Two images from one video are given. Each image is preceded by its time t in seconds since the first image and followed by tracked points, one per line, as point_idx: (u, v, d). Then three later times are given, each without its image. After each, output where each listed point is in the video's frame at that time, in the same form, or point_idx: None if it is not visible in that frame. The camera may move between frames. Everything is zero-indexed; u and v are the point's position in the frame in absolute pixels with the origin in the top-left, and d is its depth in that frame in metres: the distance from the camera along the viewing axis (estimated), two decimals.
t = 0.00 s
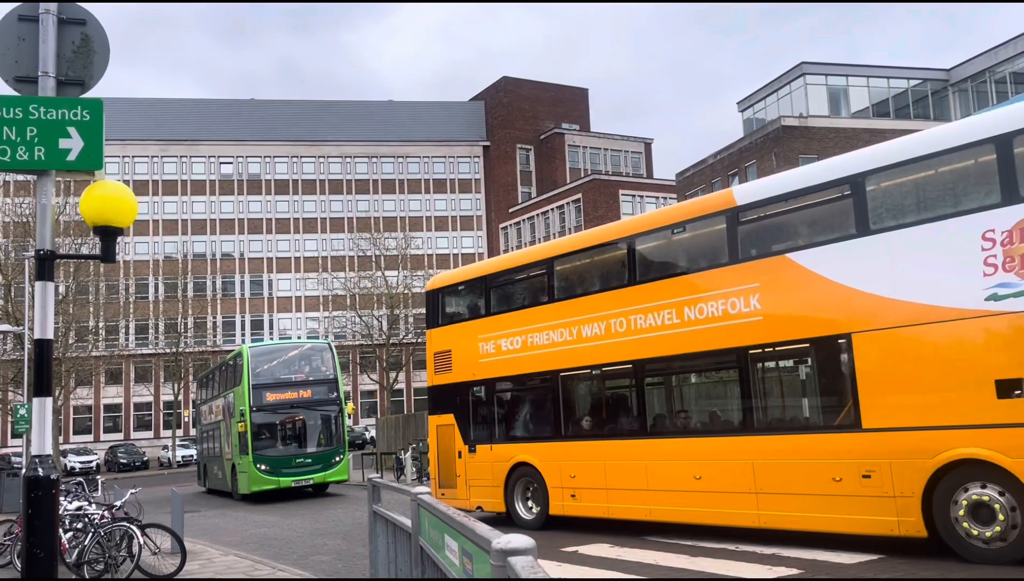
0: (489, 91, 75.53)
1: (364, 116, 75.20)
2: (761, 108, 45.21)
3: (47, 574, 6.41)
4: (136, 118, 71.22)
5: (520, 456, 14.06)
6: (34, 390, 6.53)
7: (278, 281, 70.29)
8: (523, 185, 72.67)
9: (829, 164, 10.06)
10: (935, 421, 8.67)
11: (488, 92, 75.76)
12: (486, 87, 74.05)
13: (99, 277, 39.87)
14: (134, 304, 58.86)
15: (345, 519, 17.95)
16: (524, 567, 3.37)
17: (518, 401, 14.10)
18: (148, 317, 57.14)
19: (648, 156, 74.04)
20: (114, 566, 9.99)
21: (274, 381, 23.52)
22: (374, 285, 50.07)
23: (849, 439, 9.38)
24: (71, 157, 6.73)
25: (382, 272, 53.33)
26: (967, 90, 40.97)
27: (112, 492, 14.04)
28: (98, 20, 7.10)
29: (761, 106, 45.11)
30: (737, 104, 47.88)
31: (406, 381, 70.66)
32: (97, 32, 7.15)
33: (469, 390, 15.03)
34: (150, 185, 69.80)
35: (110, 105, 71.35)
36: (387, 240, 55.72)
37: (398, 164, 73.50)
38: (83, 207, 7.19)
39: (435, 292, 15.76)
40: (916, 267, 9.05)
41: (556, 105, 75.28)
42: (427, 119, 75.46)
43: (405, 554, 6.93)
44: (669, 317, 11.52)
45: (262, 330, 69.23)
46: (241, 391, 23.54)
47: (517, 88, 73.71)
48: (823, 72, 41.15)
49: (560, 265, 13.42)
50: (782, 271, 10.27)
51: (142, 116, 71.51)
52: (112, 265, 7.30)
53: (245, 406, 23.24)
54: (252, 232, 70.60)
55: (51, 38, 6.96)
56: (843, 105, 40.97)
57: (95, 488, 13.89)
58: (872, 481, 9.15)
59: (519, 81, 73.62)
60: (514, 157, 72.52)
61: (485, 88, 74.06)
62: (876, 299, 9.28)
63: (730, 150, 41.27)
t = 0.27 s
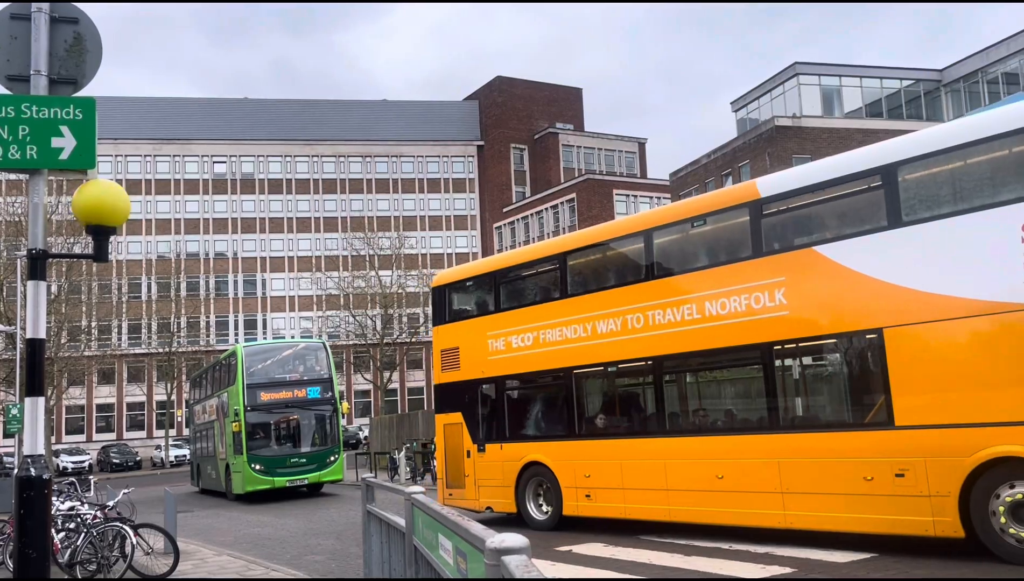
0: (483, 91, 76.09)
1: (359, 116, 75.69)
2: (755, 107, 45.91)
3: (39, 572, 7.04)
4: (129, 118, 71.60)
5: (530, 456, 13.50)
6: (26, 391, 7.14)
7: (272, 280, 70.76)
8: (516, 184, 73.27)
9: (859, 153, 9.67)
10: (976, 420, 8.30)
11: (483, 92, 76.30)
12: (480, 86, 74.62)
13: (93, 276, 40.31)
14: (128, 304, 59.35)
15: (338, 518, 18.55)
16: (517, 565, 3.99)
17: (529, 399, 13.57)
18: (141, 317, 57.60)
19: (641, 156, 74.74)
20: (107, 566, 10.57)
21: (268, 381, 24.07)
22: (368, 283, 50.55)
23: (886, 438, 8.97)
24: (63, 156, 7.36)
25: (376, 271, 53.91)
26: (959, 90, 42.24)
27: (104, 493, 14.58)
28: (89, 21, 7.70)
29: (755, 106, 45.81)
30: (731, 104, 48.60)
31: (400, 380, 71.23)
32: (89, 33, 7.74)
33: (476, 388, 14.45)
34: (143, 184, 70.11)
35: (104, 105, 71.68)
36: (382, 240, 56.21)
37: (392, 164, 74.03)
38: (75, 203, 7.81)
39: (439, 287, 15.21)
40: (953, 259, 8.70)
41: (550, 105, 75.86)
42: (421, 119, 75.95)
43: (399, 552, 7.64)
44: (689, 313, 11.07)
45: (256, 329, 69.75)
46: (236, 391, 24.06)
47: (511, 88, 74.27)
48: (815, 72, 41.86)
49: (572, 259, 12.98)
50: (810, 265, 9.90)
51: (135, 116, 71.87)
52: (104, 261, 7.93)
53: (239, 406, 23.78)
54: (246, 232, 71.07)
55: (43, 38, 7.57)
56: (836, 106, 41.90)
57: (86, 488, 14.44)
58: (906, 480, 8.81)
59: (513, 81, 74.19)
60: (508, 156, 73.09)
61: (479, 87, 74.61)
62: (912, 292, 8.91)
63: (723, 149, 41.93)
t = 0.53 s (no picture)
0: (472, 89, 75.82)
1: (347, 114, 75.28)
2: (742, 108, 45.84)
3: (24, 572, 6.74)
4: (115, 114, 70.89)
5: (538, 454, 13.19)
6: (11, 389, 6.85)
7: (259, 278, 70.28)
8: (505, 183, 73.03)
9: (883, 143, 9.43)
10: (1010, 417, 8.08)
11: (472, 90, 76.01)
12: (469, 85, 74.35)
13: (78, 275, 39.79)
14: (113, 302, 58.76)
15: (326, 518, 18.22)
16: (507, 564, 3.77)
17: (536, 396, 13.30)
18: (128, 316, 57.01)
19: (630, 156, 74.75)
20: (92, 566, 10.23)
21: (257, 379, 23.71)
22: (357, 283, 50.21)
23: (913, 435, 8.73)
24: (49, 153, 7.10)
25: (364, 270, 53.50)
26: (945, 91, 42.17)
27: (90, 492, 14.22)
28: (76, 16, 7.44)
29: (743, 106, 45.73)
30: (719, 104, 48.55)
31: (389, 379, 70.84)
32: (75, 30, 7.48)
33: (481, 384, 14.16)
34: (129, 182, 69.33)
35: (90, 102, 70.93)
36: (370, 239, 55.85)
37: (380, 162, 73.63)
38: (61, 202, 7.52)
39: (442, 283, 14.96)
40: (983, 251, 8.49)
41: (539, 104, 75.62)
42: (410, 117, 75.63)
43: (386, 551, 7.42)
44: (704, 308, 10.83)
45: (243, 328, 69.22)
46: (224, 389, 23.71)
47: (500, 86, 74.01)
48: (803, 72, 41.81)
49: (582, 254, 12.73)
50: (831, 258, 9.67)
51: (121, 113, 71.17)
52: (91, 261, 7.64)
53: (228, 405, 23.42)
54: (233, 230, 70.49)
55: (28, 33, 7.31)
56: (823, 106, 41.91)
57: (72, 487, 14.09)
58: (934, 479, 8.55)
59: (502, 79, 73.93)
60: (497, 155, 72.83)
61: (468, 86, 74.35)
62: (940, 286, 8.68)
63: (712, 149, 41.78)
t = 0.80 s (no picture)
0: (458, 88, 75.45)
1: (331, 112, 74.68)
2: (726, 108, 45.72)
3: None
4: (97, 110, 69.91)
5: (541, 452, 12.85)
6: None
7: (243, 276, 69.57)
8: (491, 182, 72.69)
9: (904, 134, 9.22)
10: None
11: (457, 88, 75.63)
12: (454, 83, 73.96)
13: (58, 272, 39.06)
14: (94, 300, 57.90)
15: (310, 518, 17.81)
16: (492, 564, 3.52)
17: (539, 393, 12.98)
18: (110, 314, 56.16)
19: (615, 155, 74.72)
20: (73, 566, 9.79)
21: (242, 377, 23.22)
22: (342, 281, 49.69)
23: (938, 433, 8.52)
24: (30, 149, 6.92)
25: (349, 269, 52.97)
26: (927, 92, 43.14)
27: (73, 491, 13.72)
28: (56, 9, 7.46)
29: (727, 106, 45.62)
30: (703, 104, 48.49)
31: (374, 378, 70.29)
32: (55, 20, 7.52)
33: (482, 380, 13.82)
34: (111, 179, 68.33)
35: (71, 98, 69.88)
36: (355, 237, 55.33)
37: (365, 160, 73.11)
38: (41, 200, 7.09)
39: (438, 278, 14.62)
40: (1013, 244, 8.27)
41: (525, 103, 75.30)
42: (395, 115, 75.14)
43: (372, 551, 7.13)
44: (715, 302, 10.58)
45: (227, 327, 68.50)
46: (209, 387, 23.22)
47: (486, 85, 73.64)
48: (786, 72, 41.60)
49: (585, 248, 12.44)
50: (852, 251, 9.44)
51: (103, 109, 70.18)
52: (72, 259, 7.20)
53: (213, 403, 22.96)
54: (217, 227, 69.66)
55: (11, 30, 7.38)
56: (807, 106, 41.61)
57: (56, 485, 13.61)
58: (957, 477, 8.37)
59: (488, 77, 73.56)
60: (482, 154, 72.46)
61: (454, 84, 73.96)
62: (966, 280, 8.47)
63: (697, 149, 41.55)
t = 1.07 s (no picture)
0: (436, 85, 75.24)
1: (309, 108, 74.25)
2: (704, 107, 46.02)
3: None
4: (70, 105, 69.01)
5: (536, 450, 12.96)
6: None
7: (218, 273, 68.97)
8: (469, 179, 72.54)
9: (911, 127, 9.43)
10: None
11: (436, 85, 75.41)
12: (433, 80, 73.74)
13: (30, 269, 38.50)
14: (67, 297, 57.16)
15: (286, 517, 17.70)
16: (467, 560, 3.58)
17: (534, 390, 13.14)
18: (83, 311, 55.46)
19: (593, 153, 74.81)
20: (46, 566, 9.66)
21: (219, 375, 23.02)
22: (318, 279, 49.42)
23: (945, 426, 8.73)
24: None
25: (326, 266, 52.72)
26: (901, 93, 43.63)
27: (43, 491, 13.51)
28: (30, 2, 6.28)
29: (704, 105, 45.91)
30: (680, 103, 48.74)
31: (351, 376, 69.92)
32: (29, 17, 6.38)
33: (476, 375, 13.98)
34: (84, 174, 67.44)
35: (44, 92, 68.91)
36: (332, 234, 55.00)
37: (343, 157, 72.76)
38: (12, 196, 6.95)
39: (432, 273, 14.81)
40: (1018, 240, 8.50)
41: (503, 101, 75.13)
42: (374, 112, 74.84)
43: (348, 549, 7.16)
44: (720, 296, 10.77)
45: (202, 324, 67.93)
46: (186, 385, 23.00)
47: (465, 82, 73.48)
48: (763, 72, 42.01)
49: (586, 242, 12.63)
50: (860, 245, 9.63)
51: (76, 103, 69.30)
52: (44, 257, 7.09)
53: (190, 401, 22.74)
54: (192, 224, 68.96)
55: None
56: (783, 106, 42.04)
57: (24, 485, 13.39)
58: (971, 474, 8.51)
59: (466, 75, 73.41)
60: (461, 151, 72.30)
61: (432, 81, 73.73)
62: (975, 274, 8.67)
63: (674, 148, 41.76)
